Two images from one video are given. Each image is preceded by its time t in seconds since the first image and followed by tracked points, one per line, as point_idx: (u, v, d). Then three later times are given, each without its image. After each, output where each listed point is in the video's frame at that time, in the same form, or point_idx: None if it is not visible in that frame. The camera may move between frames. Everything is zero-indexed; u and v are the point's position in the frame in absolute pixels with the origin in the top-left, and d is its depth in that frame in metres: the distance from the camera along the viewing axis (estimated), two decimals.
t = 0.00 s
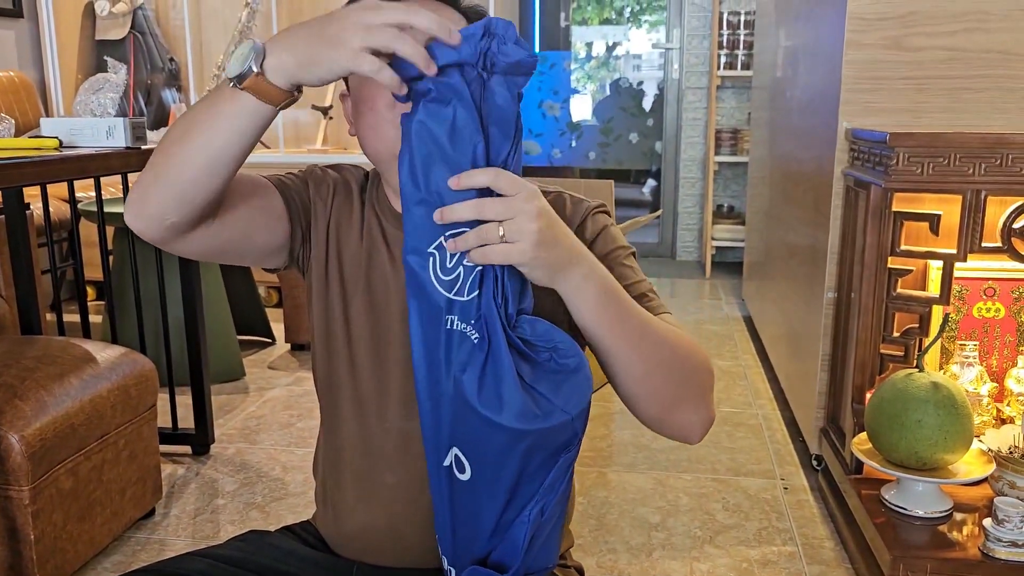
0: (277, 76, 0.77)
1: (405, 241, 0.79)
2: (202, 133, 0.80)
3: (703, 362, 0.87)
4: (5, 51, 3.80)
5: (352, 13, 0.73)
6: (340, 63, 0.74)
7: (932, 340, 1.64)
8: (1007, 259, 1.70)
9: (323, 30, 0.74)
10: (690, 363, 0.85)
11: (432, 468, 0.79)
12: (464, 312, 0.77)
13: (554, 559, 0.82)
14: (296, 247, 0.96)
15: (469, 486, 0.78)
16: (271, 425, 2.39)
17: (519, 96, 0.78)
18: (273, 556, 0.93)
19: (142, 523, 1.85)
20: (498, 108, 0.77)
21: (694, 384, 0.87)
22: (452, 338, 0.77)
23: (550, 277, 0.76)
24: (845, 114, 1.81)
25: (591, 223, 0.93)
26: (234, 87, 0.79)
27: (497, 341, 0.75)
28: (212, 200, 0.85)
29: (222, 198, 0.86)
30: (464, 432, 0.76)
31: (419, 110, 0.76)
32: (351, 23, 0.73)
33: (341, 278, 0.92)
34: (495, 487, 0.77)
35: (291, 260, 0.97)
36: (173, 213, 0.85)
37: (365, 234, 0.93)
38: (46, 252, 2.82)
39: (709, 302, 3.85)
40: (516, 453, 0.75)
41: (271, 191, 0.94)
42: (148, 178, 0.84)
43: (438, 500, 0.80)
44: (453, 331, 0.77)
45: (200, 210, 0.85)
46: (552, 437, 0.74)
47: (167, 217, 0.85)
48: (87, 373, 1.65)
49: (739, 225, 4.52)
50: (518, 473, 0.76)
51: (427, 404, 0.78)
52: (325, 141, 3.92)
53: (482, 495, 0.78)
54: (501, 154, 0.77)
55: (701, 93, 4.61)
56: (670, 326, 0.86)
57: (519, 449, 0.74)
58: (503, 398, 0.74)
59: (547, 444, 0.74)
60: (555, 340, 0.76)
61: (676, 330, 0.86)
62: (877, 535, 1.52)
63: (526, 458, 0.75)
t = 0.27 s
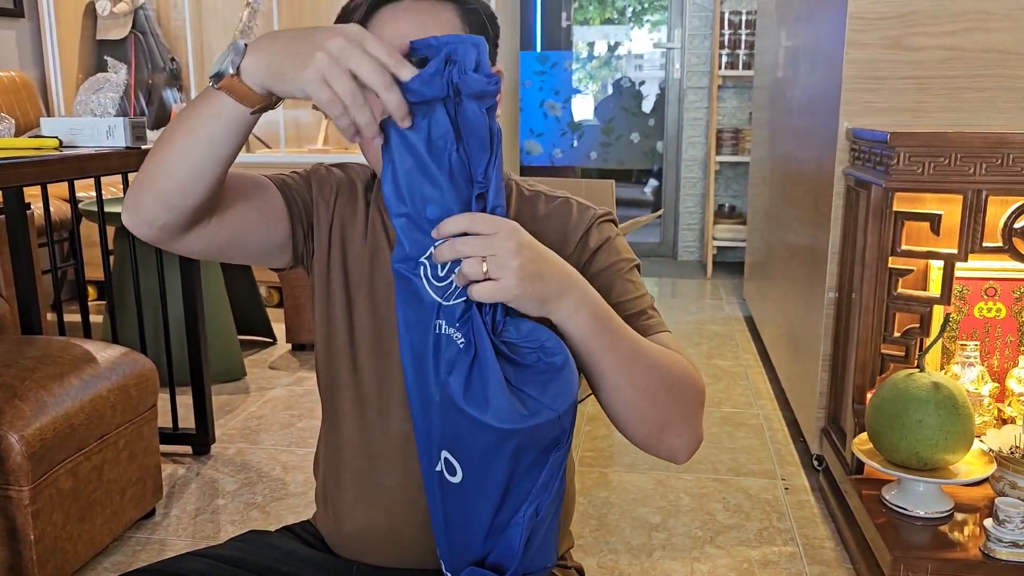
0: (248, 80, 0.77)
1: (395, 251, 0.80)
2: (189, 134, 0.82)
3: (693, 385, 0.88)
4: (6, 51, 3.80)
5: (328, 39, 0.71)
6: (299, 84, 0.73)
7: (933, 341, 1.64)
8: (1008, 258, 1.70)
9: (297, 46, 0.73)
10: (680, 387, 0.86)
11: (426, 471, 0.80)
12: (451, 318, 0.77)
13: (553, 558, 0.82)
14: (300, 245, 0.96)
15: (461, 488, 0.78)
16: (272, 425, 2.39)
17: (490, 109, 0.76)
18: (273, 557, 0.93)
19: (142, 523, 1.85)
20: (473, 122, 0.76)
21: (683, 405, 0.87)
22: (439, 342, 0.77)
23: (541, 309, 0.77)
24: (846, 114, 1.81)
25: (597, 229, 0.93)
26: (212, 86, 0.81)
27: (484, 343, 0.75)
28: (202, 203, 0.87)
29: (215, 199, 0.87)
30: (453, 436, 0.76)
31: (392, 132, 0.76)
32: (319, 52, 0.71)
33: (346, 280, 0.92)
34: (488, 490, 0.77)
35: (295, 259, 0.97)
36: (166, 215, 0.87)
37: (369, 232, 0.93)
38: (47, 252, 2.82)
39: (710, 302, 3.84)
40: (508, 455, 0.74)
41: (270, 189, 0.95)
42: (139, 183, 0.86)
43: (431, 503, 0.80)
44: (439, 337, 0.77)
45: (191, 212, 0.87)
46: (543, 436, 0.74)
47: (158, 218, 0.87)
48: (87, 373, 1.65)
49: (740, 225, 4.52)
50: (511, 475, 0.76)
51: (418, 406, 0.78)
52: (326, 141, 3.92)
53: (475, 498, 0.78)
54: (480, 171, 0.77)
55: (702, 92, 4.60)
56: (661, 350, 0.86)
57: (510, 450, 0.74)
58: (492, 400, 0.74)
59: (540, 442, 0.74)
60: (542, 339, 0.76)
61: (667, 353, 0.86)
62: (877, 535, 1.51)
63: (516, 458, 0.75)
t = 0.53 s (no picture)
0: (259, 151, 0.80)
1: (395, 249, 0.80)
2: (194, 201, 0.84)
3: (691, 399, 0.90)
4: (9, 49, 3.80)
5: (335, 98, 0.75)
6: (319, 151, 0.76)
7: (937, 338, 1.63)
8: (1012, 256, 1.69)
9: (308, 110, 0.76)
10: (680, 401, 0.89)
11: (426, 470, 0.80)
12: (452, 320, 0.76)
13: (554, 558, 0.82)
14: (304, 257, 0.97)
15: (462, 486, 0.78)
16: (275, 423, 2.39)
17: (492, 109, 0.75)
18: (276, 555, 0.92)
19: (145, 521, 1.85)
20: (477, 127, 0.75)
21: (682, 419, 0.90)
22: (440, 343, 0.77)
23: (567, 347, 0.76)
24: (849, 111, 1.80)
25: (604, 236, 0.92)
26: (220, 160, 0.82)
27: (487, 343, 0.75)
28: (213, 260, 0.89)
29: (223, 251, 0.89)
30: (453, 434, 0.76)
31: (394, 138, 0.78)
32: (331, 116, 0.75)
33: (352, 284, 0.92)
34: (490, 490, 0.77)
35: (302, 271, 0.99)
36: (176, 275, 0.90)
37: (372, 235, 0.93)
38: (50, 251, 2.82)
39: (713, 300, 3.84)
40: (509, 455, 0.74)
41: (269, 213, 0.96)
42: (147, 242, 0.89)
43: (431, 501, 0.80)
44: (442, 338, 0.77)
45: (200, 267, 0.89)
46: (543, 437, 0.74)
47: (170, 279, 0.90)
48: (90, 371, 1.65)
49: (743, 223, 4.51)
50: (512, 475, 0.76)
51: (418, 405, 0.79)
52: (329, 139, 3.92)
53: (476, 497, 0.78)
54: (489, 173, 0.76)
55: (706, 91, 4.64)
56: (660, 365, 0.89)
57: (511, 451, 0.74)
58: (493, 400, 0.73)
59: (541, 442, 0.74)
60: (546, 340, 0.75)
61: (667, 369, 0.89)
62: (881, 533, 1.51)
63: (517, 457, 0.75)
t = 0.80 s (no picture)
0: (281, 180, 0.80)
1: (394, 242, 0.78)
2: (213, 238, 0.84)
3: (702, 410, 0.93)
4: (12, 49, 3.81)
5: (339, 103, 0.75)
6: (331, 160, 0.77)
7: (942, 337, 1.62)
8: (1018, 254, 1.68)
9: (312, 128, 0.77)
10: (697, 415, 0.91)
11: (429, 471, 0.79)
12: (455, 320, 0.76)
13: (558, 558, 0.83)
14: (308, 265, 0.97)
15: (467, 488, 0.78)
16: (278, 422, 2.39)
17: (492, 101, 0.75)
18: (277, 554, 0.92)
19: (148, 520, 1.85)
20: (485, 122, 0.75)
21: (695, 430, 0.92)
22: (442, 343, 0.76)
23: (567, 348, 0.76)
24: (854, 109, 1.79)
25: (611, 238, 0.91)
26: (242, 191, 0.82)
27: (491, 342, 0.74)
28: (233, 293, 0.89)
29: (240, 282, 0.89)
30: (458, 436, 0.76)
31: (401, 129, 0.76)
32: (335, 120, 0.74)
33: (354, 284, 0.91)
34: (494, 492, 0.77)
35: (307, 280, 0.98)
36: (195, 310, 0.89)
37: (371, 240, 0.91)
38: (53, 250, 2.82)
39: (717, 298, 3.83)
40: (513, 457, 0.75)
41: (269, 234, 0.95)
42: (163, 281, 0.88)
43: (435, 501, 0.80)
44: (444, 339, 0.76)
45: (220, 302, 0.88)
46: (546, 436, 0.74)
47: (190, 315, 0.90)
48: (92, 370, 1.65)
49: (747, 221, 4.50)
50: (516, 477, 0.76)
51: (422, 403, 0.78)
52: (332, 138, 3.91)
53: (481, 499, 0.78)
54: (487, 164, 0.76)
55: (710, 88, 4.59)
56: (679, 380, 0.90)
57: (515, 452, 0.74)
58: (497, 405, 0.74)
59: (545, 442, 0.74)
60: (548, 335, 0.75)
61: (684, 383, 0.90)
62: (886, 533, 1.50)
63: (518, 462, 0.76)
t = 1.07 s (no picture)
0: (243, 149, 0.80)
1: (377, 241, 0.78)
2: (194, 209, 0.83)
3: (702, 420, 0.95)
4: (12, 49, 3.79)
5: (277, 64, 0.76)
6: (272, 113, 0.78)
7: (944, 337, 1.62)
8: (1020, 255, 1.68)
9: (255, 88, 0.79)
10: (697, 426, 0.93)
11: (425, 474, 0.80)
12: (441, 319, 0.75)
13: (561, 557, 0.82)
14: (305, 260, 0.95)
15: (463, 489, 0.78)
16: (278, 423, 2.38)
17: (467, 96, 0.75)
18: (277, 555, 0.92)
19: (148, 521, 1.85)
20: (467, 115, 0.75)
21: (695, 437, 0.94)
22: (429, 344, 0.76)
23: (579, 338, 0.74)
24: (856, 109, 1.79)
25: (613, 238, 0.91)
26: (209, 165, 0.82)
27: (479, 341, 0.74)
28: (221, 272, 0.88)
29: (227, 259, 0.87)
30: (452, 438, 0.76)
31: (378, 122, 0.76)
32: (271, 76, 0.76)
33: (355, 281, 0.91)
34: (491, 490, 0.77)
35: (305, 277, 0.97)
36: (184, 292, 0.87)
37: (371, 236, 0.92)
38: (54, 251, 2.82)
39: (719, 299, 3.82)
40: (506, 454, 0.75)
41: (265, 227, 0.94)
42: (150, 262, 0.87)
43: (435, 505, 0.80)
44: (432, 339, 0.76)
45: (207, 280, 0.87)
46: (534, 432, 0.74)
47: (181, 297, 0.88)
48: (93, 371, 1.64)
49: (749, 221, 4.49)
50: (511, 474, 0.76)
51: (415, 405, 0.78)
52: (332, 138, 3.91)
53: (478, 498, 0.78)
54: (462, 161, 0.76)
55: (711, 88, 4.59)
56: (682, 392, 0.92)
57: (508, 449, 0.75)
58: (488, 403, 0.74)
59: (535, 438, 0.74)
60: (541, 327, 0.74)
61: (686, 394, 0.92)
62: (888, 534, 1.50)
63: (516, 461, 0.76)
